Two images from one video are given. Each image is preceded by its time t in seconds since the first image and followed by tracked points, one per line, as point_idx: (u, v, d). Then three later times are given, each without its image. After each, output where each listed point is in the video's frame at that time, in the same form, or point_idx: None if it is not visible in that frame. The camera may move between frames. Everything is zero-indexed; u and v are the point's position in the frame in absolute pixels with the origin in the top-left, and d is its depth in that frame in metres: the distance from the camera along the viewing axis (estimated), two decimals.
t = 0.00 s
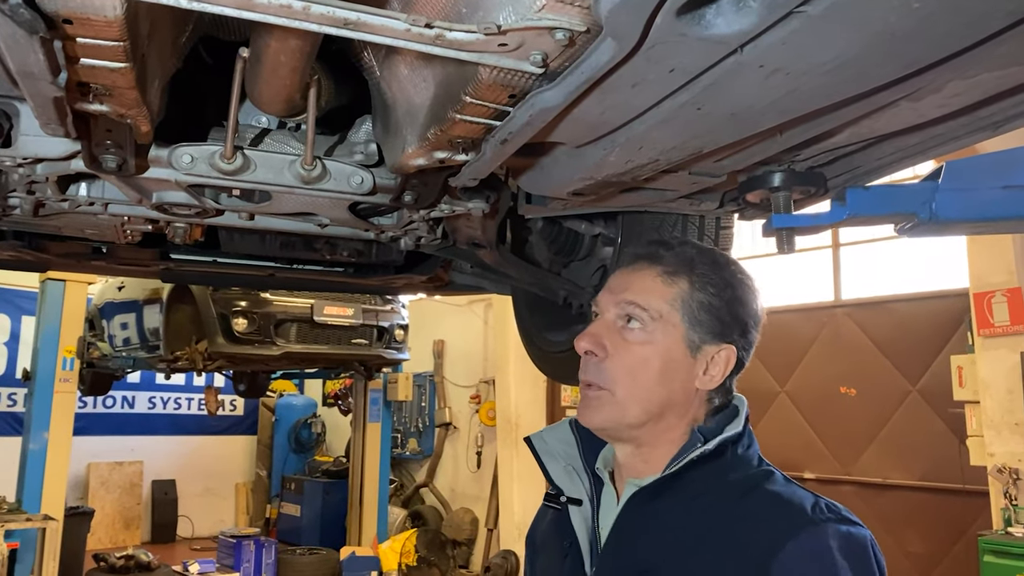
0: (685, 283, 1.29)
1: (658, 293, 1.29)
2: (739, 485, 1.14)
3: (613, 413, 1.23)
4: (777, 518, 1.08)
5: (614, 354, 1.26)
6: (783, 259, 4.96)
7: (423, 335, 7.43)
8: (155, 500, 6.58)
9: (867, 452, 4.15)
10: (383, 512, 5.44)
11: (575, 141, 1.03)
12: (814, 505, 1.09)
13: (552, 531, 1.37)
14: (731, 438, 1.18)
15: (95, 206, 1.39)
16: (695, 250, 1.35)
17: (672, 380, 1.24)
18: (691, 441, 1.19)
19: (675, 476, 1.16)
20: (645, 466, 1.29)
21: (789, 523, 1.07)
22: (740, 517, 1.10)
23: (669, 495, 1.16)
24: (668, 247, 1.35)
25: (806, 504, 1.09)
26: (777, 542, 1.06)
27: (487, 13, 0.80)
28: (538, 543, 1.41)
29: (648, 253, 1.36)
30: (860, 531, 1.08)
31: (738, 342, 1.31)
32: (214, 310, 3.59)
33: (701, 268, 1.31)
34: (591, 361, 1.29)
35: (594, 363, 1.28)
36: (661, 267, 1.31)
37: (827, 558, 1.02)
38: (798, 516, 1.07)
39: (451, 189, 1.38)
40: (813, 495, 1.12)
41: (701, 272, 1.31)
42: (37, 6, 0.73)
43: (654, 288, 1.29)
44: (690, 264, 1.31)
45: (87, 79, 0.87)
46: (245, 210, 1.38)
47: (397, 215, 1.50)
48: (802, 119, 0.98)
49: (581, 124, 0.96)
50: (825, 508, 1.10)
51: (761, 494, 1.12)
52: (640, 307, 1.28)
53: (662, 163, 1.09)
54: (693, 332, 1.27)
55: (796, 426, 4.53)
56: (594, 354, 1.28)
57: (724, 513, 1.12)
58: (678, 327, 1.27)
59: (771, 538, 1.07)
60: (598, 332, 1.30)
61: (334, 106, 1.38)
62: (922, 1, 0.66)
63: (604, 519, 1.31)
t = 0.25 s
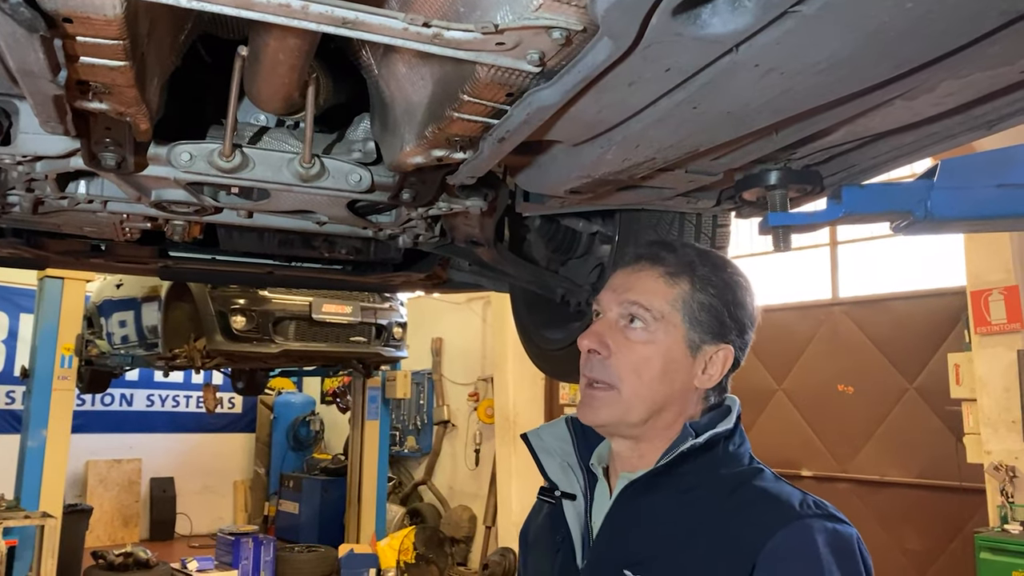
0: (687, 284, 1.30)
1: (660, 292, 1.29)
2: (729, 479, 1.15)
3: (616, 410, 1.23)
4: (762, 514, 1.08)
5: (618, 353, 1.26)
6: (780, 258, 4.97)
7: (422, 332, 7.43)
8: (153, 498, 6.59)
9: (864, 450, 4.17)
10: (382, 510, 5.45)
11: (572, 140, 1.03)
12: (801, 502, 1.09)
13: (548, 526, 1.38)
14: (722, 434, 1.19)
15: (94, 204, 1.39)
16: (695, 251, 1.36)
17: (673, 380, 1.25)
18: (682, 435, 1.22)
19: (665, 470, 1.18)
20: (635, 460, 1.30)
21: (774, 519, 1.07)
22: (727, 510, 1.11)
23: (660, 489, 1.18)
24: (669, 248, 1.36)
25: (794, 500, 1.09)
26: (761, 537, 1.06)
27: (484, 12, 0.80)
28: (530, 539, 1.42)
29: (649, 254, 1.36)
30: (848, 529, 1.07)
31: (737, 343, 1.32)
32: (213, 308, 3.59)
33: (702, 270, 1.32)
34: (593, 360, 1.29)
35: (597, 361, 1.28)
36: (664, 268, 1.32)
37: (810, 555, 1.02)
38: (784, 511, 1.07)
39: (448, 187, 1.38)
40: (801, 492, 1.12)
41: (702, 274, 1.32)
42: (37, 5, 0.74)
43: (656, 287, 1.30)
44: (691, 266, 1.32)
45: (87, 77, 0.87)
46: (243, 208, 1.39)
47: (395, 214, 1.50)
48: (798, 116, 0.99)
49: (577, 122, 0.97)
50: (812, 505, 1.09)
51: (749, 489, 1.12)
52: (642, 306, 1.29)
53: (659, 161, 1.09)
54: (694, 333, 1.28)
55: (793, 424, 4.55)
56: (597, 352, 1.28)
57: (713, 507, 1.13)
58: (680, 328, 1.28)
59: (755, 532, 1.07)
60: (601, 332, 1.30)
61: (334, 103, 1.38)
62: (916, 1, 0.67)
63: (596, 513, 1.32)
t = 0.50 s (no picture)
0: (684, 285, 1.31)
1: (657, 293, 1.30)
2: (723, 480, 1.16)
3: (608, 405, 1.24)
4: (757, 516, 1.08)
5: (614, 350, 1.27)
6: (779, 257, 4.98)
7: (421, 331, 7.44)
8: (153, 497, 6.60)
9: (862, 449, 4.18)
10: (381, 508, 5.46)
11: (571, 140, 1.04)
12: (795, 503, 1.09)
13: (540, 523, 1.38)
14: (716, 435, 1.20)
15: (94, 204, 1.40)
16: (693, 252, 1.36)
17: (668, 380, 1.26)
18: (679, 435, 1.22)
19: (660, 471, 1.18)
20: (631, 459, 1.31)
21: (768, 521, 1.07)
22: (722, 511, 1.12)
23: (656, 490, 1.18)
24: (668, 249, 1.36)
25: (788, 502, 1.09)
26: (756, 538, 1.06)
27: (483, 13, 0.80)
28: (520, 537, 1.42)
29: (648, 254, 1.37)
30: (839, 531, 1.08)
31: (732, 345, 1.33)
32: (212, 308, 3.60)
33: (699, 271, 1.32)
34: (589, 355, 1.29)
35: (592, 357, 1.29)
36: (662, 268, 1.33)
37: (804, 557, 1.02)
38: (778, 513, 1.08)
39: (447, 187, 1.39)
40: (794, 493, 1.13)
41: (700, 274, 1.32)
42: (38, 7, 0.74)
43: (655, 287, 1.30)
44: (688, 267, 1.33)
45: (88, 77, 0.87)
46: (243, 208, 1.39)
47: (395, 213, 1.50)
48: (795, 117, 0.99)
49: (576, 123, 0.97)
50: (805, 506, 1.10)
51: (743, 490, 1.13)
52: (639, 304, 1.29)
53: (656, 161, 1.10)
54: (690, 333, 1.29)
55: (792, 424, 4.56)
56: (592, 349, 1.29)
57: (708, 507, 1.14)
58: (676, 327, 1.28)
59: (749, 533, 1.07)
60: (597, 327, 1.30)
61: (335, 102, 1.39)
62: (911, 3, 0.68)
63: (588, 512, 1.31)
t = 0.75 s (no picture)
0: (675, 285, 1.32)
1: (648, 293, 1.31)
2: (719, 482, 1.16)
3: (598, 406, 1.24)
4: (754, 517, 1.09)
5: (605, 350, 1.27)
6: (779, 256, 4.99)
7: (421, 330, 7.45)
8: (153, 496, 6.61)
9: (862, 448, 4.19)
10: (381, 507, 5.46)
11: (569, 140, 1.04)
12: (791, 505, 1.10)
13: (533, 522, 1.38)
14: (713, 437, 1.20)
15: (94, 203, 1.40)
16: (687, 253, 1.37)
17: (659, 379, 1.26)
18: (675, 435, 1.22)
19: (658, 471, 1.19)
20: (627, 459, 1.31)
21: (766, 522, 1.08)
22: (718, 511, 1.13)
23: (653, 490, 1.19)
24: (661, 249, 1.37)
25: (784, 504, 1.10)
26: (753, 538, 1.07)
27: (481, 13, 0.81)
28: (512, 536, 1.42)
29: (641, 255, 1.38)
30: (834, 533, 1.09)
31: (725, 344, 1.33)
32: (212, 307, 3.60)
33: (691, 271, 1.33)
34: (581, 356, 1.30)
35: (583, 358, 1.30)
36: (653, 268, 1.34)
37: (801, 556, 1.03)
38: (775, 514, 1.08)
39: (446, 187, 1.39)
40: (789, 495, 1.14)
41: (691, 274, 1.33)
42: (37, 7, 0.74)
43: (646, 288, 1.31)
44: (680, 266, 1.33)
45: (87, 77, 0.88)
46: (243, 208, 1.39)
47: (393, 213, 1.50)
48: (792, 117, 0.99)
49: (573, 123, 0.98)
50: (802, 508, 1.11)
51: (740, 492, 1.14)
52: (630, 305, 1.30)
53: (655, 161, 1.10)
54: (681, 332, 1.29)
55: (791, 423, 4.56)
56: (584, 349, 1.30)
57: (704, 507, 1.14)
58: (667, 327, 1.29)
59: (745, 534, 1.08)
60: (589, 328, 1.32)
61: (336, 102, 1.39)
62: (907, 3, 0.68)
63: (584, 512, 1.31)
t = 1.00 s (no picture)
0: (668, 283, 1.32)
1: (642, 291, 1.31)
2: (715, 481, 1.17)
3: (594, 405, 1.24)
4: (750, 516, 1.10)
5: (599, 348, 1.28)
6: (779, 255, 4.99)
7: (422, 329, 7.45)
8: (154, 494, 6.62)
9: (861, 447, 4.19)
10: (382, 505, 5.47)
11: (566, 140, 1.04)
12: (787, 504, 1.10)
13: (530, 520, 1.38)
14: (709, 436, 1.21)
15: (94, 203, 1.40)
16: (680, 252, 1.37)
17: (654, 377, 1.26)
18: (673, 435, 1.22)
19: (654, 470, 1.19)
20: (624, 459, 1.31)
21: (761, 521, 1.08)
22: (714, 510, 1.13)
23: (648, 490, 1.19)
24: (653, 248, 1.37)
25: (780, 503, 1.10)
26: (749, 538, 1.07)
27: (478, 15, 0.81)
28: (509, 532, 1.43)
29: (634, 254, 1.38)
30: (830, 531, 1.09)
31: (718, 342, 1.33)
32: (212, 305, 3.61)
33: (684, 269, 1.33)
34: (576, 355, 1.31)
35: (579, 356, 1.30)
36: (646, 267, 1.34)
37: (796, 554, 1.03)
38: (771, 513, 1.09)
39: (445, 187, 1.39)
40: (786, 494, 1.14)
41: (684, 273, 1.33)
42: (36, 9, 0.74)
43: (639, 286, 1.31)
44: (673, 264, 1.34)
45: (86, 78, 0.88)
46: (242, 207, 1.40)
47: (392, 212, 1.51)
48: (789, 117, 1.00)
49: (571, 123, 0.98)
50: (798, 507, 1.12)
51: (736, 491, 1.14)
52: (623, 303, 1.30)
53: (652, 161, 1.10)
54: (675, 330, 1.29)
55: (791, 421, 4.57)
56: (578, 347, 1.30)
57: (700, 506, 1.15)
58: (661, 325, 1.29)
59: (741, 533, 1.08)
60: (582, 326, 1.32)
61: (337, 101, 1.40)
62: (902, 5, 0.68)
63: (580, 512, 1.32)
